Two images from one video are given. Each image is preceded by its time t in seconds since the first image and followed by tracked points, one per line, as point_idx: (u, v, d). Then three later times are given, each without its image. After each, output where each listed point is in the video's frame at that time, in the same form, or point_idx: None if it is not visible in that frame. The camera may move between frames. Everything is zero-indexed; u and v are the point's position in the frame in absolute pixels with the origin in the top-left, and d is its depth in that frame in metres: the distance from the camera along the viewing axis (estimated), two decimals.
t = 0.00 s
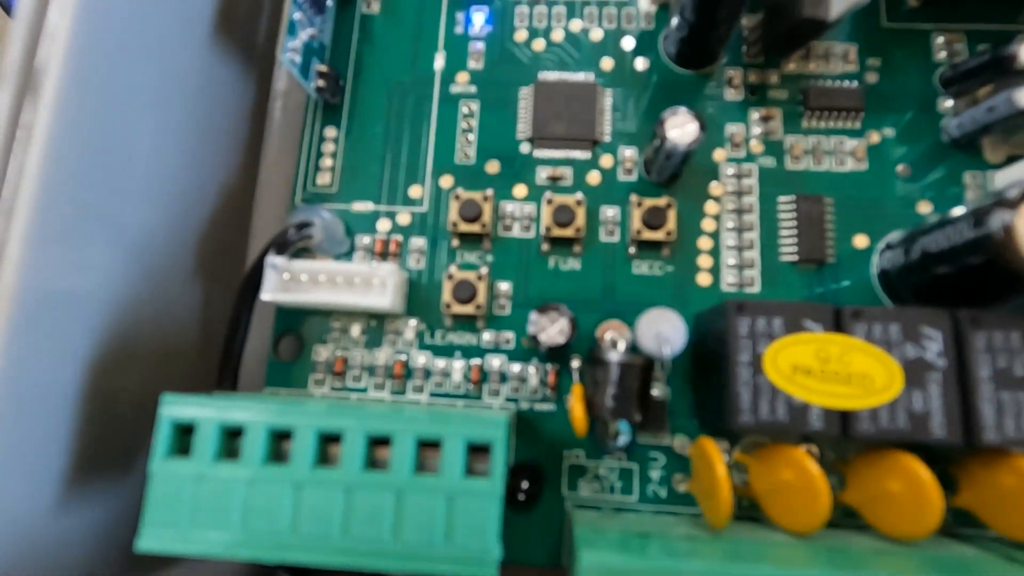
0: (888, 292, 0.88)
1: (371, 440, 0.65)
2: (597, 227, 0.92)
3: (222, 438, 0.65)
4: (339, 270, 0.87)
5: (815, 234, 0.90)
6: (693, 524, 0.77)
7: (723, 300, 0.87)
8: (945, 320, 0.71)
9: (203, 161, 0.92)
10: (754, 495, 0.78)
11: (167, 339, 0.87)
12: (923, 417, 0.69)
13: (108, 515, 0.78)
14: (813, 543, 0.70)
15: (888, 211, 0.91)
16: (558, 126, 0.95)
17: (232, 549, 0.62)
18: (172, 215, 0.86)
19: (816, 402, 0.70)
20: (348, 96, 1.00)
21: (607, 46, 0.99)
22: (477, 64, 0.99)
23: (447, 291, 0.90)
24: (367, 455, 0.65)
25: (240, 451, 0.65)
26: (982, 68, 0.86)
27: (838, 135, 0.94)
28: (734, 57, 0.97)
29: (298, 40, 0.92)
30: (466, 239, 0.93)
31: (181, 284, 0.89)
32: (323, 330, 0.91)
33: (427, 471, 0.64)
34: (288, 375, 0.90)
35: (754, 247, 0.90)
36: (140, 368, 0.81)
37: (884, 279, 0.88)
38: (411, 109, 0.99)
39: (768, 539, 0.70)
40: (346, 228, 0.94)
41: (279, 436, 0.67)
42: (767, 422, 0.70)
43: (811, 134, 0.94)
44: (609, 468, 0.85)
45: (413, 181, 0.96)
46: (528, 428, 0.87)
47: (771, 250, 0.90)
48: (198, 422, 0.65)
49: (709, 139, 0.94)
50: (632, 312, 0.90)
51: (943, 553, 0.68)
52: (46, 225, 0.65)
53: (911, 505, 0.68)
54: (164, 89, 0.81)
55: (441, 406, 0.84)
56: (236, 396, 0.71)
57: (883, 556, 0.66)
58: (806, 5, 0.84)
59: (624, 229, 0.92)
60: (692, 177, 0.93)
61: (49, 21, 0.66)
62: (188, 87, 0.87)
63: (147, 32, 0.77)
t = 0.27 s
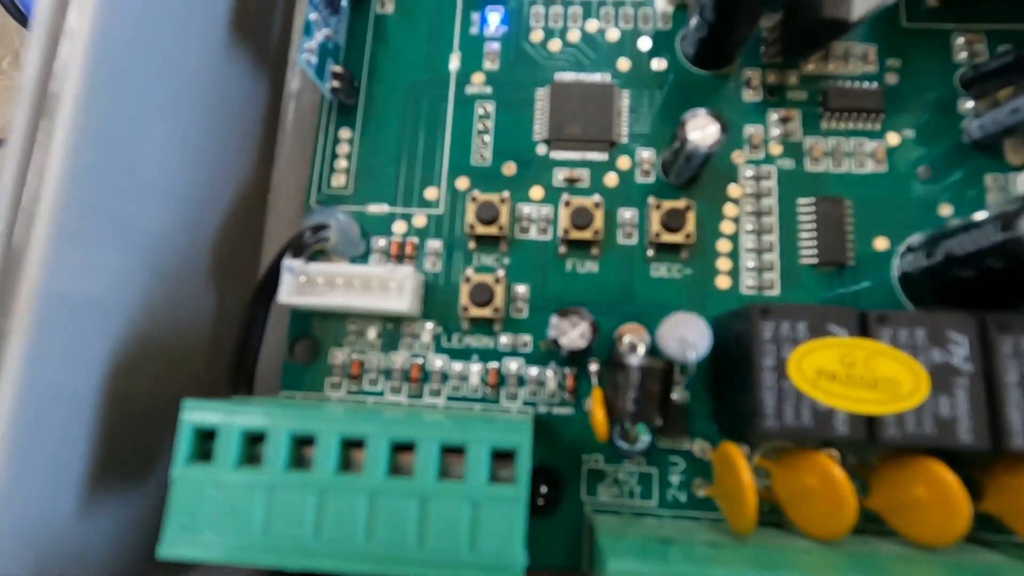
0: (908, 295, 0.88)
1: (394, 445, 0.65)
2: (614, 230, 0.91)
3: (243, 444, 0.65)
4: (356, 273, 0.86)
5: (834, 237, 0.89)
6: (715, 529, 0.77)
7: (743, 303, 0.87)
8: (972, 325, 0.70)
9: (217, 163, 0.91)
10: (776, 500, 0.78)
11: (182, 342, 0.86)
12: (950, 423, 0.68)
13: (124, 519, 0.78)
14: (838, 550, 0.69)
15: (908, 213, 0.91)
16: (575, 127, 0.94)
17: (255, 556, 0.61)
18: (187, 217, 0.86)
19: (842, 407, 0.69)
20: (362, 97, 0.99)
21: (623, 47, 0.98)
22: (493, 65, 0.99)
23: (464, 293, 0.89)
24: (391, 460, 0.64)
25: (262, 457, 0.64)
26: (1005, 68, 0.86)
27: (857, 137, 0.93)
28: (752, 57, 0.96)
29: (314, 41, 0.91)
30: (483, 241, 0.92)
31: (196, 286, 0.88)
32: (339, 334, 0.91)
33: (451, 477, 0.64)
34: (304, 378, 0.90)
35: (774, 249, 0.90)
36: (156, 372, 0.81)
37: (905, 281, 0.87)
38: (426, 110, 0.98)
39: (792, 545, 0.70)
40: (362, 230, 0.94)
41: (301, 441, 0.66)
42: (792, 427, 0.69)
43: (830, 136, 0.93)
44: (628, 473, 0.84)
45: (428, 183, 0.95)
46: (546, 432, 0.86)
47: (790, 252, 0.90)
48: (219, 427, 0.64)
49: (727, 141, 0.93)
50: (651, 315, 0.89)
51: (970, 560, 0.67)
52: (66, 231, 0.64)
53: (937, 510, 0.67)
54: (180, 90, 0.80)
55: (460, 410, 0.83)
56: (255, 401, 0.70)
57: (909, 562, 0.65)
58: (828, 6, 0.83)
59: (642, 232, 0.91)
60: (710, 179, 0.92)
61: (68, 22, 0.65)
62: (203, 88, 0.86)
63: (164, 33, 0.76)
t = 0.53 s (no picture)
0: (918, 297, 0.87)
1: (403, 449, 0.64)
2: (622, 231, 0.91)
3: (252, 448, 0.64)
4: (362, 275, 0.86)
5: (844, 238, 0.88)
6: (724, 533, 0.76)
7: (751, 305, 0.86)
8: (984, 328, 0.70)
9: (224, 164, 0.91)
10: (785, 504, 0.77)
11: (189, 344, 0.86)
12: (962, 427, 0.68)
13: (132, 522, 0.77)
14: (849, 554, 0.69)
15: (918, 215, 0.90)
16: (583, 128, 0.94)
17: (263, 561, 0.61)
18: (195, 218, 0.85)
19: (853, 411, 0.69)
20: (368, 97, 0.99)
21: (631, 47, 0.98)
22: (499, 66, 0.98)
23: (471, 295, 0.89)
24: (400, 465, 0.64)
25: (271, 461, 0.64)
26: (1015, 70, 0.85)
27: (867, 138, 0.92)
28: (761, 57, 0.96)
29: (321, 41, 0.91)
30: (490, 243, 0.92)
31: (203, 288, 0.88)
32: (345, 335, 0.90)
33: (461, 481, 0.63)
34: (311, 380, 0.90)
35: (782, 251, 0.89)
36: (164, 374, 0.80)
37: (915, 284, 0.87)
38: (433, 111, 0.98)
39: (803, 549, 0.69)
40: (368, 231, 0.93)
41: (309, 445, 0.66)
42: (803, 431, 0.69)
43: (839, 137, 0.92)
44: (636, 476, 0.84)
45: (435, 184, 0.95)
46: (553, 435, 0.86)
47: (799, 254, 0.89)
48: (228, 431, 0.64)
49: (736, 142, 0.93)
50: (659, 317, 0.89)
51: (982, 564, 0.67)
52: (75, 232, 0.64)
53: (949, 514, 0.67)
54: (187, 91, 0.80)
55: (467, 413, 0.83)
56: (263, 404, 0.70)
57: (921, 567, 0.65)
58: (838, 6, 0.82)
59: (650, 233, 0.91)
60: (719, 180, 0.92)
61: (76, 23, 0.65)
62: (211, 89, 0.86)
63: (172, 34, 0.76)
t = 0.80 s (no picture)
0: (912, 314, 0.86)
1: (387, 475, 0.63)
2: (613, 246, 0.90)
3: (232, 474, 0.63)
4: (350, 292, 0.85)
5: (837, 254, 0.87)
6: (715, 555, 0.75)
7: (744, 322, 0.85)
8: (979, 350, 0.69)
9: (211, 176, 0.90)
10: (777, 525, 0.76)
11: (176, 360, 0.85)
12: (955, 451, 0.67)
13: (114, 544, 0.76)
14: None
15: (913, 230, 0.89)
16: (574, 141, 0.92)
17: None
18: (182, 232, 0.84)
19: (845, 434, 0.68)
20: (357, 109, 0.97)
21: (623, 58, 0.96)
22: (490, 77, 0.97)
23: (460, 312, 0.87)
24: (383, 491, 0.63)
25: (251, 487, 0.63)
26: (1012, 84, 0.84)
27: (861, 151, 0.91)
28: (754, 69, 0.94)
29: (308, 54, 0.89)
30: (479, 258, 0.90)
31: (191, 303, 0.87)
32: (333, 352, 0.89)
33: (445, 508, 0.62)
34: (297, 397, 0.88)
35: (775, 267, 0.88)
36: (149, 393, 0.79)
37: (910, 300, 0.85)
38: (422, 123, 0.96)
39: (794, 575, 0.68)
40: (356, 246, 0.92)
41: (291, 470, 0.65)
42: (794, 454, 0.68)
43: (833, 150, 0.91)
44: (626, 495, 0.83)
45: (424, 197, 0.94)
46: (543, 453, 0.85)
47: (792, 270, 0.88)
48: (207, 457, 0.62)
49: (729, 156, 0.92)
50: (650, 334, 0.88)
51: None
52: (52, 251, 0.63)
53: (941, 540, 0.66)
54: (171, 104, 0.79)
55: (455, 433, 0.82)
56: (246, 427, 0.69)
57: None
58: (832, 19, 0.81)
59: (641, 249, 0.90)
60: (711, 195, 0.90)
61: (53, 39, 0.64)
62: (196, 101, 0.85)
63: (154, 46, 0.75)
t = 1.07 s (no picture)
0: (924, 335, 0.83)
1: (373, 513, 0.60)
2: (613, 263, 0.87)
3: (211, 511, 0.60)
4: (339, 313, 0.81)
5: (845, 272, 0.84)
6: None
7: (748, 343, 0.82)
8: (997, 378, 0.65)
9: (194, 190, 0.87)
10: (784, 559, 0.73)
11: (157, 383, 0.82)
12: (972, 486, 0.63)
13: None
14: None
15: (924, 247, 0.86)
16: (572, 154, 0.89)
17: None
18: (162, 249, 0.81)
19: (855, 467, 0.64)
20: (348, 121, 0.94)
21: (623, 68, 0.93)
22: (485, 87, 0.94)
23: (454, 332, 0.85)
24: (369, 530, 0.60)
25: (231, 525, 0.60)
26: None
27: (870, 165, 0.88)
28: (759, 79, 0.91)
29: (296, 64, 0.86)
30: (473, 275, 0.87)
31: (173, 322, 0.84)
32: (322, 373, 0.86)
33: (434, 548, 0.59)
34: (285, 420, 0.85)
35: (781, 286, 0.85)
36: (128, 417, 0.76)
37: (921, 321, 0.82)
38: (415, 135, 0.93)
39: None
40: (347, 263, 0.89)
41: (273, 506, 0.62)
42: (802, 489, 0.64)
43: (841, 164, 0.88)
44: (626, 525, 0.79)
45: (417, 212, 0.91)
46: (539, 480, 0.81)
47: (799, 288, 0.85)
48: (184, 494, 0.59)
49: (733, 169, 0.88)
50: (651, 355, 0.84)
51: None
52: (19, 275, 0.59)
53: None
54: (151, 117, 0.76)
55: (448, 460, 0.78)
56: (227, 459, 0.65)
57: None
58: (840, 31, 0.78)
59: (641, 266, 0.86)
60: (714, 210, 0.87)
61: (21, 53, 0.61)
62: (178, 113, 0.81)
63: (132, 58, 0.72)
